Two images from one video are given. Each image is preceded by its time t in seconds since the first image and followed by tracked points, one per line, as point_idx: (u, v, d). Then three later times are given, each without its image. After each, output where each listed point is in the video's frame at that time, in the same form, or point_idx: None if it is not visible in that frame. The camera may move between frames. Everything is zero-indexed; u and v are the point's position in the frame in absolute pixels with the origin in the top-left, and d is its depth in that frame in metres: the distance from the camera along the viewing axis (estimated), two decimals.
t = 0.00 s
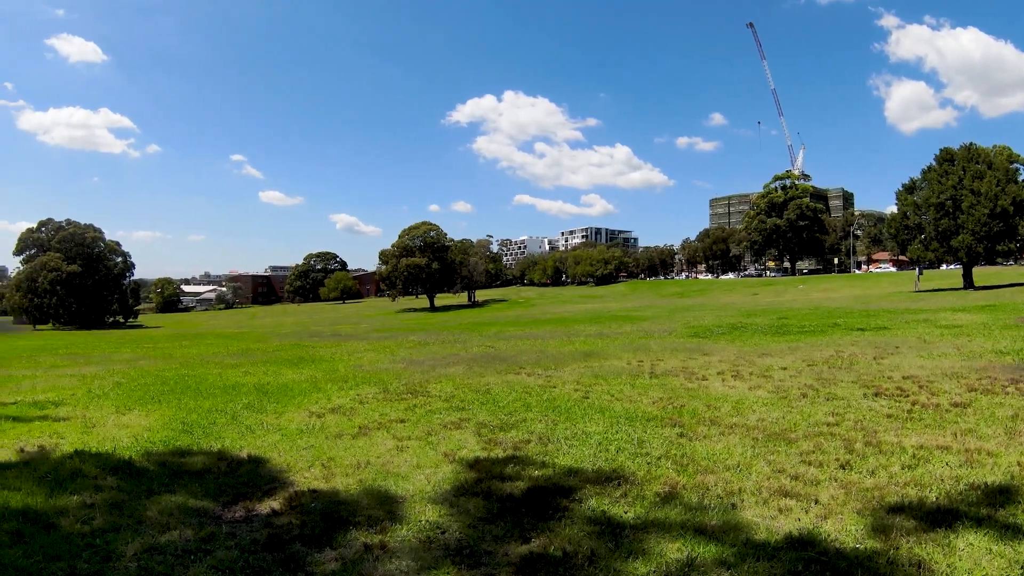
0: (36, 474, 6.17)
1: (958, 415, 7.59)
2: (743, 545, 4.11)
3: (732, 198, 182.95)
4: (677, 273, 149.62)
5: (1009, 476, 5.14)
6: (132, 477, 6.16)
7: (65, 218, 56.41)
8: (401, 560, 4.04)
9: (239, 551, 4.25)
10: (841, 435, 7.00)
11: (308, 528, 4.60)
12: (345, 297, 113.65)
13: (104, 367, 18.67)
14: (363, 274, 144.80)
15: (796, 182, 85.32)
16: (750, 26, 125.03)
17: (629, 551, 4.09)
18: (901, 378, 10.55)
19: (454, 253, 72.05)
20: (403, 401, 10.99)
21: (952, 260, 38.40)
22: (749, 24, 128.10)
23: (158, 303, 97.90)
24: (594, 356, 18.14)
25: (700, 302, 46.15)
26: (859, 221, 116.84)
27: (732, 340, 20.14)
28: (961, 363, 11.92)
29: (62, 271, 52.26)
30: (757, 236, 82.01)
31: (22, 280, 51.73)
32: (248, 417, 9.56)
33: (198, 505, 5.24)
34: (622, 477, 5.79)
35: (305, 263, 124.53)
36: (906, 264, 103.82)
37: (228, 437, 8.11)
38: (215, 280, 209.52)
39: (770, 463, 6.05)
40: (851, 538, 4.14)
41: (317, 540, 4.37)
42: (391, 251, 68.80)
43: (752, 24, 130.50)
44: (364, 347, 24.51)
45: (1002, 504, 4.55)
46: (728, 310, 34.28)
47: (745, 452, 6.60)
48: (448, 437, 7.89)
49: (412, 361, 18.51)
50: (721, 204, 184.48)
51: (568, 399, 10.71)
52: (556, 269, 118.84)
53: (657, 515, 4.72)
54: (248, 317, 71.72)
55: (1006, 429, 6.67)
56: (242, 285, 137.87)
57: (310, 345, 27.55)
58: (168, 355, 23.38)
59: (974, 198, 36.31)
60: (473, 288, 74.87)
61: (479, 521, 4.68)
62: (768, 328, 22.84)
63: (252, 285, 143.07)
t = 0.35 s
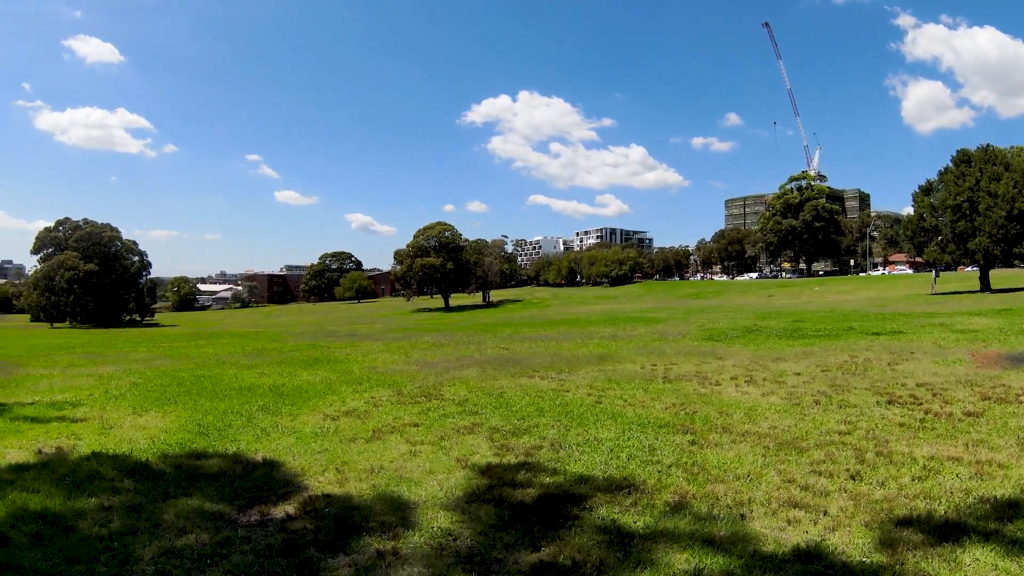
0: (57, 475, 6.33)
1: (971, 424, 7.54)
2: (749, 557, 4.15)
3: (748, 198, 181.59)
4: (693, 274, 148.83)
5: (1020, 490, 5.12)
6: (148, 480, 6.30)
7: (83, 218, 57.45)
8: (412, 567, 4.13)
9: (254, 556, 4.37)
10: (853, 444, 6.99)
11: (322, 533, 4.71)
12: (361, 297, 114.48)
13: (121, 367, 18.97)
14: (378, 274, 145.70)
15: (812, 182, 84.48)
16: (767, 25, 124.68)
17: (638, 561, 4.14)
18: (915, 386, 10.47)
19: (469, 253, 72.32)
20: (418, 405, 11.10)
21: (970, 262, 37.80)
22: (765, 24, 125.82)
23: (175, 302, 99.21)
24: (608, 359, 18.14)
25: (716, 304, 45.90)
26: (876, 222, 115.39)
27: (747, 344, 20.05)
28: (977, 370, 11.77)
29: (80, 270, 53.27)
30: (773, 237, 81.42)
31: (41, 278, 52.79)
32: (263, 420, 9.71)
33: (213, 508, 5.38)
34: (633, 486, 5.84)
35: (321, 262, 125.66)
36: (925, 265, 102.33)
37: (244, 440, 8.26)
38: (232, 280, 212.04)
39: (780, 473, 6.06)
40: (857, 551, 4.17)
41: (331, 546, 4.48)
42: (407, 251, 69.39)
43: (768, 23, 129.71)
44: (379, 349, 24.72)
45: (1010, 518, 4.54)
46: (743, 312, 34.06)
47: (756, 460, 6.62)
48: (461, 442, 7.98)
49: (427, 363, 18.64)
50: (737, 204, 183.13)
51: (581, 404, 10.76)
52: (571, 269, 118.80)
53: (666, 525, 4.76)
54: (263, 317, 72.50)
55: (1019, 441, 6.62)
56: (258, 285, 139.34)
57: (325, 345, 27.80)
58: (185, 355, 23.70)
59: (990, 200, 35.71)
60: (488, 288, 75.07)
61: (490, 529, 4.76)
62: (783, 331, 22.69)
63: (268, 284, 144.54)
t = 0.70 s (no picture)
0: (77, 481, 6.49)
1: (986, 432, 7.49)
2: (758, 570, 4.18)
3: (763, 198, 180.05)
4: (707, 273, 147.71)
5: None
6: (166, 486, 6.44)
7: (100, 221, 58.48)
8: None
9: (272, 564, 4.48)
10: (866, 451, 6.97)
11: (339, 541, 4.83)
12: (375, 297, 115.17)
13: (139, 369, 19.25)
14: (392, 275, 146.45)
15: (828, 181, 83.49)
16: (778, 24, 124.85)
17: (650, 572, 4.20)
18: (931, 391, 10.39)
19: (483, 254, 72.49)
20: (432, 409, 11.19)
21: (988, 262, 37.19)
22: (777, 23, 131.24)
23: (192, 303, 100.49)
24: (622, 362, 18.09)
25: (731, 304, 45.56)
26: (893, 221, 113.94)
27: (762, 346, 19.93)
28: (994, 375, 11.64)
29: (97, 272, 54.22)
30: (789, 236, 80.65)
31: (60, 279, 53.78)
32: (279, 424, 9.86)
33: (231, 515, 5.52)
34: (646, 494, 5.89)
35: (336, 263, 126.62)
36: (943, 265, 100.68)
37: (261, 445, 8.43)
38: (248, 281, 214.35)
39: (793, 481, 6.07)
40: (868, 564, 4.20)
41: (347, 554, 4.60)
42: (421, 252, 69.79)
43: (781, 23, 128.44)
44: (394, 350, 24.86)
45: None
46: (759, 313, 33.71)
47: (769, 469, 6.62)
48: (475, 448, 8.07)
49: (442, 365, 18.74)
50: (752, 203, 181.63)
51: (595, 409, 10.79)
52: (585, 270, 118.62)
53: (677, 535, 4.81)
54: (279, 317, 73.13)
55: None
56: (274, 286, 140.75)
57: (341, 347, 27.99)
58: (201, 357, 24.01)
59: (1009, 199, 35.10)
60: (503, 289, 75.14)
61: (504, 537, 4.84)
62: (799, 333, 22.50)
63: (284, 285, 145.81)
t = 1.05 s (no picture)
0: (87, 478, 6.59)
1: (996, 438, 7.45)
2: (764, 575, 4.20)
3: (774, 199, 178.90)
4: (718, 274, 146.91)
5: None
6: (175, 485, 6.53)
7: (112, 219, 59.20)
8: None
9: (281, 563, 4.55)
10: (876, 456, 6.95)
11: (347, 541, 4.91)
12: (386, 297, 115.61)
13: (150, 367, 19.46)
14: (402, 275, 146.95)
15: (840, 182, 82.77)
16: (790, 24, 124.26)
17: None
18: (942, 396, 10.31)
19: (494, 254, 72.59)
20: (442, 409, 11.26)
21: (1000, 265, 36.75)
22: (792, 24, 133.14)
23: (203, 301, 101.33)
24: (632, 363, 18.08)
25: (742, 306, 45.31)
26: (906, 223, 112.81)
27: (772, 348, 19.84)
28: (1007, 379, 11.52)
29: (109, 270, 54.85)
30: (800, 238, 80.07)
31: (73, 277, 54.43)
32: (289, 424, 9.96)
33: (240, 514, 5.61)
34: (654, 497, 5.91)
35: (347, 263, 127.28)
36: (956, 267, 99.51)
37: (271, 444, 8.53)
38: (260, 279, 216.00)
39: (801, 486, 6.07)
40: (875, 571, 4.21)
41: (356, 554, 4.67)
42: (432, 251, 70.04)
43: (792, 23, 127.60)
44: (404, 350, 24.97)
45: None
46: (770, 315, 33.53)
47: (778, 473, 6.62)
48: (484, 449, 8.13)
49: (452, 366, 18.82)
50: (763, 204, 180.51)
51: (605, 411, 10.81)
52: (596, 270, 118.47)
53: (685, 539, 4.83)
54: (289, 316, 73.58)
55: None
56: (285, 285, 141.68)
57: (352, 346, 28.13)
58: (212, 355, 24.27)
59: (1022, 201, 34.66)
60: (513, 288, 75.16)
61: (511, 539, 4.89)
62: (810, 336, 22.36)
63: (295, 284, 146.70)
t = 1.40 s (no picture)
0: (99, 475, 6.72)
1: (1009, 442, 7.39)
2: None
3: (786, 200, 177.67)
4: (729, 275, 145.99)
5: None
6: (185, 483, 6.62)
7: (125, 219, 59.93)
8: None
9: (290, 561, 4.63)
10: (887, 460, 6.91)
11: (357, 539, 4.98)
12: (397, 297, 116.01)
13: (162, 365, 19.70)
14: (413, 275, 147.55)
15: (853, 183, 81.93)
16: (801, 24, 123.98)
17: None
18: (953, 399, 10.23)
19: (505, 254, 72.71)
20: (453, 409, 11.32)
21: (1016, 267, 36.19)
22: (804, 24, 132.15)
23: (216, 299, 102.28)
24: (644, 364, 18.07)
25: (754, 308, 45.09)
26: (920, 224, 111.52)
27: (784, 350, 19.71)
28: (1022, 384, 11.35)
29: (122, 269, 55.49)
30: (813, 239, 79.34)
31: (86, 275, 55.11)
32: (300, 422, 10.07)
33: (250, 512, 5.70)
34: (664, 499, 5.93)
35: (360, 262, 128.04)
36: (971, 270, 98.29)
37: (283, 442, 8.65)
38: (272, 278, 217.57)
39: (811, 489, 6.05)
40: None
41: (364, 553, 4.74)
42: (443, 251, 70.32)
43: (806, 23, 125.93)
44: (416, 349, 25.05)
45: None
46: (782, 317, 33.26)
47: (788, 476, 6.60)
48: (495, 449, 8.17)
49: (463, 366, 18.90)
50: (776, 206, 179.30)
51: (616, 412, 10.82)
52: (607, 270, 118.26)
53: (695, 541, 4.85)
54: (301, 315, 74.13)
55: None
56: (298, 284, 142.86)
57: (365, 345, 28.28)
58: (224, 354, 24.52)
59: None
60: (525, 289, 75.26)
61: (521, 540, 4.93)
62: (822, 338, 22.20)
63: (307, 283, 147.70)
